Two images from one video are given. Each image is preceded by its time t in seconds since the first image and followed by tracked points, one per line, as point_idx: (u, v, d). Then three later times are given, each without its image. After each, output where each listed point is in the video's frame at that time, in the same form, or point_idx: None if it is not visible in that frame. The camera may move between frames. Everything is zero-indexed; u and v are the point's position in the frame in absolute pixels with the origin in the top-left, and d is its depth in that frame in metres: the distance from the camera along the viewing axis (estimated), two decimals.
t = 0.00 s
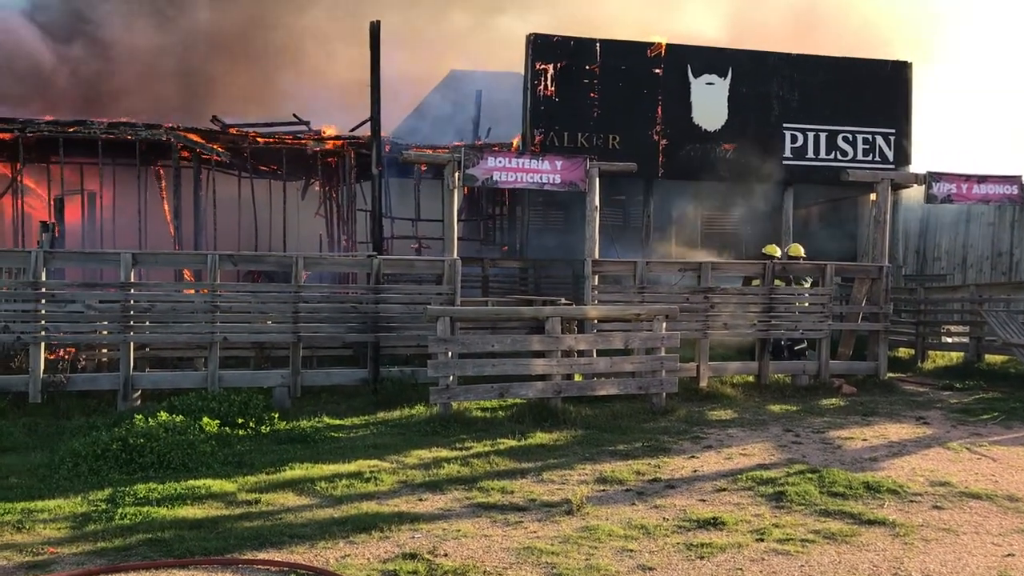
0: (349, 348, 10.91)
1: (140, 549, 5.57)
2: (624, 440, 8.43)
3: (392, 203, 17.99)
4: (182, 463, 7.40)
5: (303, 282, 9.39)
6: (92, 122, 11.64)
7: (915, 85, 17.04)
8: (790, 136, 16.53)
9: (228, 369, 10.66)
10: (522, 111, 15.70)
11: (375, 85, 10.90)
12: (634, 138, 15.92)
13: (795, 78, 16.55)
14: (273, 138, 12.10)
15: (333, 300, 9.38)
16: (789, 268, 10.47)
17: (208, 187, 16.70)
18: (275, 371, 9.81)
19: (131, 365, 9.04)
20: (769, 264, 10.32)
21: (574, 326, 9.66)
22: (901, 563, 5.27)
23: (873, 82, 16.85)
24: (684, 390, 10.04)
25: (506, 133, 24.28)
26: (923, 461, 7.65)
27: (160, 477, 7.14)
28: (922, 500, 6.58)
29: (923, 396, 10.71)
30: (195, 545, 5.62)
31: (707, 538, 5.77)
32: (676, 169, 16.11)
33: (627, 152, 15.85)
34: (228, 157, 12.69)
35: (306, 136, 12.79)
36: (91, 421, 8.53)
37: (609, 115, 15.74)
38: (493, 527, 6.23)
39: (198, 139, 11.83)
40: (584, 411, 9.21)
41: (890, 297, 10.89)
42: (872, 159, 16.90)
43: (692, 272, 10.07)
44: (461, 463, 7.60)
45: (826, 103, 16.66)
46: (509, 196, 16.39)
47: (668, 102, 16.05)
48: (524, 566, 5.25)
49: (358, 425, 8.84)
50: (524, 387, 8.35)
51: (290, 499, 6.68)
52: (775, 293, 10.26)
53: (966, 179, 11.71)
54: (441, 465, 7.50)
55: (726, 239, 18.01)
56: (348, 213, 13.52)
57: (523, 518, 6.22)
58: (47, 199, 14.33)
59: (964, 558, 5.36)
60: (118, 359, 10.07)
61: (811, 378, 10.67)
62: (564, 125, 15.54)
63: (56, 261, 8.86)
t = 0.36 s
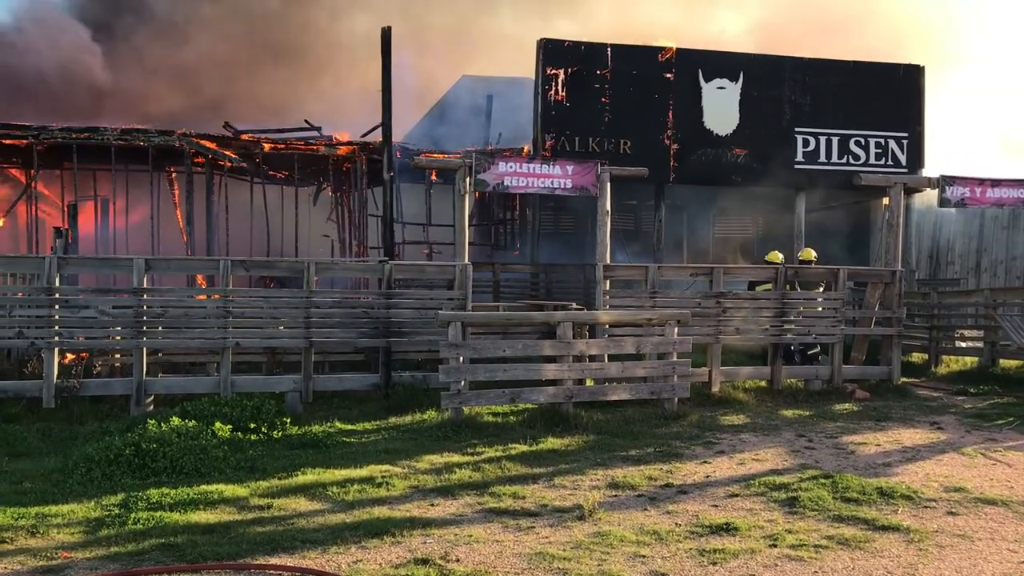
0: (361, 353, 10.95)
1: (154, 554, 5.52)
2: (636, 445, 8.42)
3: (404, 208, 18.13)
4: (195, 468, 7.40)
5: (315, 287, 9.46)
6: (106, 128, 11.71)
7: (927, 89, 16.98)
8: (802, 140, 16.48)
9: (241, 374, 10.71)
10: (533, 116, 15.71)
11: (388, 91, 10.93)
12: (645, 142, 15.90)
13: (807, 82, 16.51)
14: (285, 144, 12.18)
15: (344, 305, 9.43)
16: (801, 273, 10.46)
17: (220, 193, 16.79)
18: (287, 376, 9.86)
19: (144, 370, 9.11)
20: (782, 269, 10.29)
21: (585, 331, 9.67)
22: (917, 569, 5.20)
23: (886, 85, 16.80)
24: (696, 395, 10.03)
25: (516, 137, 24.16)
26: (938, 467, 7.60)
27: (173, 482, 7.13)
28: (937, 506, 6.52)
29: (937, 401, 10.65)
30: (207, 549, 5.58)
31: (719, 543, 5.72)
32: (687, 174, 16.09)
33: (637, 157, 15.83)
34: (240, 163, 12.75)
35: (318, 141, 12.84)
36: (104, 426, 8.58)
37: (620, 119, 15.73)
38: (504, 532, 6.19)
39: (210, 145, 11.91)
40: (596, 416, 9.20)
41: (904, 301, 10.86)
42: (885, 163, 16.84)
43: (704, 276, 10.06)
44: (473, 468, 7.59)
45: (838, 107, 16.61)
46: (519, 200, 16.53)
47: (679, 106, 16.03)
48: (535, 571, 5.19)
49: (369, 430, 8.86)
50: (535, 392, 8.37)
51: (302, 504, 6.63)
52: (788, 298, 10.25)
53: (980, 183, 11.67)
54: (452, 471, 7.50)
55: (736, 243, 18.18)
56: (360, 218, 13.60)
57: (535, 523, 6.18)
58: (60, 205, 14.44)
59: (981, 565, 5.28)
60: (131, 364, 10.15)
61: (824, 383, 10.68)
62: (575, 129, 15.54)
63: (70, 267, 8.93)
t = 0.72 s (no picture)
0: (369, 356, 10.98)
1: (161, 556, 5.52)
2: (644, 449, 8.41)
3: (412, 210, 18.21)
4: (203, 470, 7.40)
5: (324, 289, 9.49)
6: (116, 131, 11.77)
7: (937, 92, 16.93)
8: (811, 143, 16.44)
9: (249, 375, 10.76)
10: (541, 118, 15.72)
11: (397, 95, 10.96)
12: (653, 145, 15.88)
13: (816, 85, 16.47)
14: (294, 146, 12.23)
15: (353, 307, 9.46)
16: (810, 276, 10.45)
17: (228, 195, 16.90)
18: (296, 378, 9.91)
19: (152, 372, 9.15)
20: (790, 272, 10.31)
21: (593, 334, 9.68)
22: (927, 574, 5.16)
23: (895, 89, 16.75)
24: (705, 399, 10.02)
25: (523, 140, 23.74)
26: (948, 471, 7.56)
27: (181, 484, 7.13)
28: (948, 511, 6.47)
29: (946, 405, 10.61)
30: (214, 551, 5.57)
31: (728, 548, 5.68)
32: (696, 177, 16.07)
33: (646, 160, 15.82)
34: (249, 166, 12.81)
35: (327, 144, 12.89)
36: (113, 428, 8.60)
37: (628, 122, 15.73)
38: (512, 535, 6.17)
39: (219, 148, 11.99)
40: (603, 419, 9.19)
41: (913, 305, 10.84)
42: (894, 166, 16.79)
43: (713, 279, 10.04)
44: (480, 471, 7.58)
45: (847, 110, 16.57)
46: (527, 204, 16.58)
47: (687, 109, 16.02)
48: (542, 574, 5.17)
49: (377, 433, 8.87)
50: (543, 395, 8.36)
51: (309, 506, 6.63)
52: (797, 301, 10.21)
53: (991, 187, 11.62)
54: (460, 474, 7.49)
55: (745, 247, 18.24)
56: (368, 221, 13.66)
57: (542, 527, 6.16)
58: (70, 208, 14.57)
59: (992, 571, 5.23)
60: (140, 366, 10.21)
61: (833, 387, 10.62)
62: (584, 132, 15.54)
63: (79, 269, 8.98)
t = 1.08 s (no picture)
0: (375, 358, 11.00)
1: (168, 558, 5.52)
2: (649, 452, 8.41)
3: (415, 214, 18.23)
4: (209, 472, 7.42)
5: (330, 293, 9.53)
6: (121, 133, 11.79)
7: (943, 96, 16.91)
8: (816, 147, 16.44)
9: (255, 378, 10.79)
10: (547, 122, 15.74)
11: (404, 99, 10.98)
12: (658, 148, 15.88)
13: (822, 89, 16.47)
14: (300, 149, 12.26)
15: (359, 309, 9.49)
16: (817, 279, 10.46)
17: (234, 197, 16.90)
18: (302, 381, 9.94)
19: (159, 375, 9.17)
20: (796, 275, 10.33)
21: (598, 337, 9.72)
22: None
23: (902, 93, 16.73)
24: (710, 402, 10.02)
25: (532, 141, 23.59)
26: (955, 476, 7.55)
27: (187, 486, 7.14)
28: (955, 516, 6.47)
29: (952, 409, 10.61)
30: (220, 554, 5.57)
31: (735, 552, 5.68)
32: (701, 180, 16.06)
33: (651, 163, 15.81)
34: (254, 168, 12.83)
35: (332, 146, 12.91)
36: (119, 430, 8.62)
37: (634, 126, 15.73)
38: (518, 538, 6.18)
39: (225, 150, 12.01)
40: (609, 422, 9.19)
41: (920, 309, 10.83)
42: (900, 170, 16.77)
43: (719, 283, 10.06)
44: (486, 474, 7.58)
45: (853, 114, 16.56)
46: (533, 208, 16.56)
47: (693, 112, 16.02)
48: None
49: (382, 435, 8.87)
50: (549, 398, 8.37)
51: (316, 509, 6.63)
52: (803, 305, 10.22)
53: (998, 191, 11.61)
54: (466, 477, 7.49)
55: (750, 251, 18.23)
56: (373, 224, 13.71)
57: (549, 530, 6.16)
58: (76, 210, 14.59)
59: None
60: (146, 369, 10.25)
61: (839, 391, 10.62)
62: (590, 135, 15.56)
63: (86, 271, 9.00)
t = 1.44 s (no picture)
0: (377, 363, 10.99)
1: (173, 565, 5.47)
2: (653, 456, 8.40)
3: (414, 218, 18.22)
4: (212, 477, 7.38)
5: (331, 297, 9.51)
6: (120, 137, 11.76)
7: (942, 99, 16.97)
8: (816, 150, 16.48)
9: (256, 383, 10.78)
10: (547, 125, 15.76)
11: (405, 103, 10.98)
12: (657, 151, 15.90)
13: (822, 92, 16.51)
14: (300, 153, 12.24)
15: (361, 313, 9.48)
16: (819, 282, 10.47)
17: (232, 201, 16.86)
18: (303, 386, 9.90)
19: (160, 380, 9.15)
20: (798, 278, 10.33)
21: (601, 341, 9.71)
22: None
23: (901, 96, 16.78)
24: (713, 406, 10.02)
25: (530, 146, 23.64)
26: (961, 480, 7.55)
27: (190, 491, 7.10)
28: (963, 520, 6.47)
29: (955, 412, 10.63)
30: (225, 560, 5.53)
31: (744, 557, 5.67)
32: (700, 183, 16.09)
33: (651, 166, 15.83)
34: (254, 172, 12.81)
35: (331, 150, 12.88)
36: (121, 436, 8.59)
37: (633, 129, 15.75)
38: (525, 544, 6.16)
39: (225, 154, 11.99)
40: (613, 426, 9.18)
41: (922, 312, 10.86)
42: (900, 173, 16.82)
43: (721, 287, 10.07)
44: (491, 479, 7.56)
45: (853, 117, 16.61)
46: (532, 212, 16.56)
47: (693, 116, 16.05)
48: None
49: (384, 440, 8.85)
50: (552, 402, 8.37)
51: (320, 515, 6.59)
52: (805, 308, 10.24)
53: (1000, 193, 11.66)
54: (470, 482, 7.47)
55: (750, 254, 18.26)
56: (373, 227, 13.70)
57: (556, 536, 6.14)
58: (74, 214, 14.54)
59: None
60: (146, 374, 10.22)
61: (842, 394, 10.62)
62: (589, 139, 15.57)
63: (86, 276, 8.97)
